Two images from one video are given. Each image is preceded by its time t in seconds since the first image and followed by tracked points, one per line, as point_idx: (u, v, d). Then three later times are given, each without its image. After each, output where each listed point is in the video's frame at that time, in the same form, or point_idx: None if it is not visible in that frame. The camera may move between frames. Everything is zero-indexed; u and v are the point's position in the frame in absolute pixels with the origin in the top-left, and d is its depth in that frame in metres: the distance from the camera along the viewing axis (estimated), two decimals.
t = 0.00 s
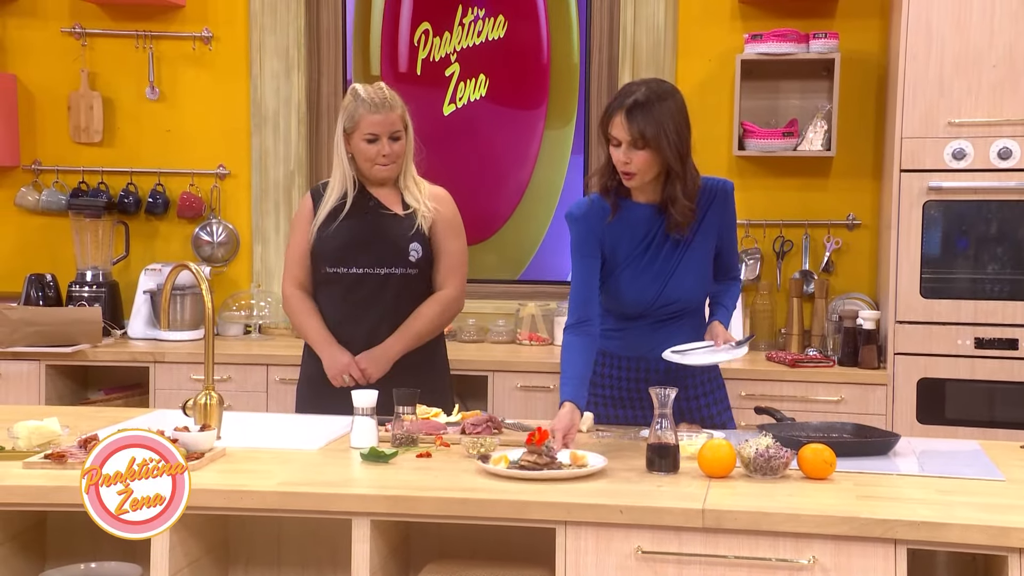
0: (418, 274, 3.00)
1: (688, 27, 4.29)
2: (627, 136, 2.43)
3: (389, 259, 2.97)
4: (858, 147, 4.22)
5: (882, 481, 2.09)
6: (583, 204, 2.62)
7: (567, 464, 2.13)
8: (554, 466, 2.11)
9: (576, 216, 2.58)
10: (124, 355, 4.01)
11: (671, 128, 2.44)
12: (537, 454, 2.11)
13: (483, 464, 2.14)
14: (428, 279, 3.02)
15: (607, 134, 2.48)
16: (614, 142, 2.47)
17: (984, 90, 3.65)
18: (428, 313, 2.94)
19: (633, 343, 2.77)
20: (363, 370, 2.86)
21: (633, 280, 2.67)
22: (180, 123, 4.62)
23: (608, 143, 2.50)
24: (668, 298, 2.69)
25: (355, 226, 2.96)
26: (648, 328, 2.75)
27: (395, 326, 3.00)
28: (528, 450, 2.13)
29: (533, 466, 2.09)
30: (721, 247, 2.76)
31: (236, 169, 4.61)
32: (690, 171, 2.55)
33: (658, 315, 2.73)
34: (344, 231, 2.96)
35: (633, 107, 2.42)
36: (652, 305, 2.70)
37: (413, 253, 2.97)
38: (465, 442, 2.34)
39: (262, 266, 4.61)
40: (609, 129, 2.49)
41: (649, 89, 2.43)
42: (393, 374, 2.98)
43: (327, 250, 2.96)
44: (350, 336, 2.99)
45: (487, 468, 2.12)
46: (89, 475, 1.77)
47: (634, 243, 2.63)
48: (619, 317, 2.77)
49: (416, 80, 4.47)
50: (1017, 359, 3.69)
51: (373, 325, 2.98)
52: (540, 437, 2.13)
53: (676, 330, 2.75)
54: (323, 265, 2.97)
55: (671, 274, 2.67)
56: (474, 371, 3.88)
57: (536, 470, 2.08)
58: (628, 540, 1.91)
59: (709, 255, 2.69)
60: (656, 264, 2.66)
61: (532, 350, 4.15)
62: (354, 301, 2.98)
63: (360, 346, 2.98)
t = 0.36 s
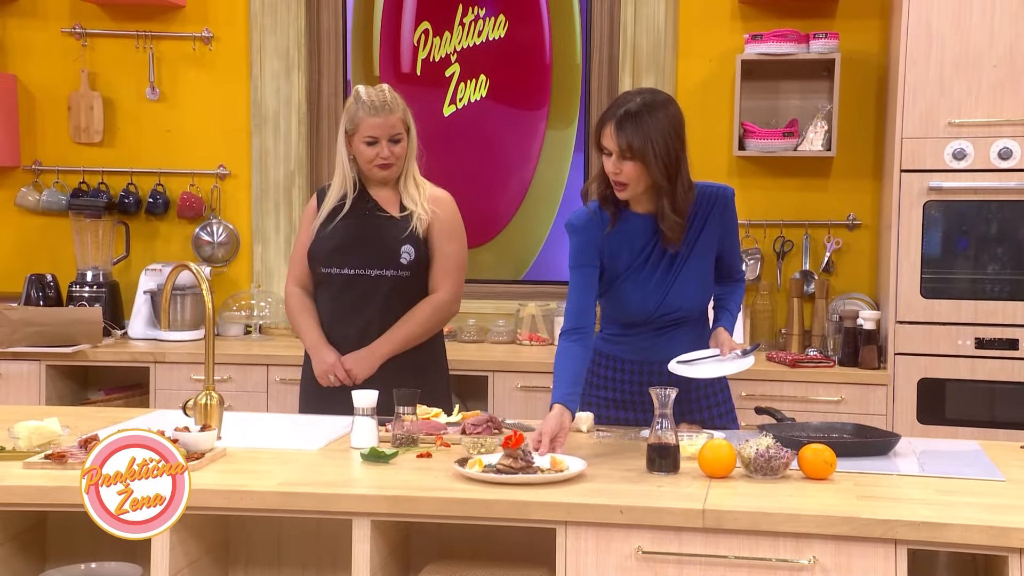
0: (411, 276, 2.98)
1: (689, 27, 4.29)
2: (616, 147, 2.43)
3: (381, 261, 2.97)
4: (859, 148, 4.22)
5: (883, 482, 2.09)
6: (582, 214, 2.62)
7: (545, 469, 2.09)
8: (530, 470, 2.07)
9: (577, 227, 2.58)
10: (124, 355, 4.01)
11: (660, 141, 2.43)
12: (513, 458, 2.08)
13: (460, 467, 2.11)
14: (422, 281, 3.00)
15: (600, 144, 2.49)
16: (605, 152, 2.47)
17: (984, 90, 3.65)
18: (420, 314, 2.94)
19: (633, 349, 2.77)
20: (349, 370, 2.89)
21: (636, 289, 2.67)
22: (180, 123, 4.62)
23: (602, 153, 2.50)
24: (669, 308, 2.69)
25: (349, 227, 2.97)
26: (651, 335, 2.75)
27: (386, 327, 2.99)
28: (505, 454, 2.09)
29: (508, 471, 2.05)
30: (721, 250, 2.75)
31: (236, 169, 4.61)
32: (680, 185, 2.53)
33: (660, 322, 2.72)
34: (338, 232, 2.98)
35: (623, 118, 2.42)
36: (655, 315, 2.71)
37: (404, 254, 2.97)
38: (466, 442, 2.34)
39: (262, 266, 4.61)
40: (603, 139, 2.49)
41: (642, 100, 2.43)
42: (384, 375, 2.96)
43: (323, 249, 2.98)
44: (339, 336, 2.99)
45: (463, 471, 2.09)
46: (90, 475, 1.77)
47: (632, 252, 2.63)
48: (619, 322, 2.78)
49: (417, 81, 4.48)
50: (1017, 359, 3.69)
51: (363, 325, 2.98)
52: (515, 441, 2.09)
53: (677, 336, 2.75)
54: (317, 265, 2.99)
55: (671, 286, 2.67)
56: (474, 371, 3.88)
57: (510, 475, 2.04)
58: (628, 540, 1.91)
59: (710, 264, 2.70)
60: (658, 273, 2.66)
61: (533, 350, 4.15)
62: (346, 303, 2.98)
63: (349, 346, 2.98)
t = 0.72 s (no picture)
0: (427, 278, 3.01)
1: (689, 26, 4.29)
2: (613, 150, 2.42)
3: (401, 262, 2.97)
4: (860, 148, 4.22)
5: (884, 482, 2.09)
6: (584, 218, 2.61)
7: (531, 471, 2.08)
8: (515, 473, 2.06)
9: (577, 230, 2.59)
10: (124, 355, 4.01)
11: (657, 143, 2.43)
12: (499, 460, 2.07)
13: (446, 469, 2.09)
14: (434, 283, 3.04)
15: (597, 149, 2.48)
16: (603, 157, 2.47)
17: (985, 91, 3.65)
18: (435, 316, 2.96)
19: (635, 350, 2.77)
20: (375, 372, 2.87)
21: (638, 292, 2.67)
22: (180, 123, 4.62)
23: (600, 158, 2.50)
24: (670, 310, 2.69)
25: (365, 228, 2.96)
26: (653, 336, 2.75)
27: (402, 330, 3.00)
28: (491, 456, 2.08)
29: (493, 473, 2.04)
30: (722, 250, 2.75)
31: (237, 169, 4.61)
32: (679, 187, 2.52)
33: (663, 324, 2.72)
34: (352, 233, 2.95)
35: (619, 121, 2.42)
36: (657, 317, 2.70)
37: (423, 257, 2.99)
38: (467, 442, 2.34)
39: (262, 266, 4.61)
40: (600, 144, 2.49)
41: (638, 103, 2.43)
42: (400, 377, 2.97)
43: (340, 251, 2.95)
44: (358, 338, 2.98)
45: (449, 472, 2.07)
46: (89, 475, 1.76)
47: (634, 255, 2.63)
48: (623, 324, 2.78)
49: (417, 81, 4.48)
50: (1018, 359, 3.68)
51: (384, 326, 2.98)
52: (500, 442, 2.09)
53: (680, 338, 2.74)
54: (333, 266, 2.97)
55: (673, 288, 2.67)
56: (475, 371, 3.88)
57: (494, 477, 2.03)
58: (629, 541, 1.90)
59: (710, 267, 2.69)
60: (660, 276, 2.66)
61: (534, 351, 4.15)
62: (364, 304, 2.97)
63: (369, 348, 2.98)
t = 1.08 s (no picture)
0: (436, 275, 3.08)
1: (690, 25, 4.28)
2: (617, 142, 2.46)
3: (429, 261, 3.01)
4: (861, 147, 4.21)
5: (886, 483, 2.07)
6: (585, 214, 2.65)
7: (531, 471, 2.07)
8: (515, 473, 2.05)
9: (577, 226, 2.63)
10: (124, 355, 4.00)
11: (661, 136, 2.46)
12: (499, 460, 2.06)
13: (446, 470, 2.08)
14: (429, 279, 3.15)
15: (600, 142, 2.52)
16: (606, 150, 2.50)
17: (987, 89, 3.64)
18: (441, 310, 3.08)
19: (636, 349, 2.75)
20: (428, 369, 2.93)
21: (638, 290, 2.67)
22: (179, 122, 4.61)
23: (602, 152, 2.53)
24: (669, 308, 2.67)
25: (399, 228, 2.93)
26: (651, 334, 2.74)
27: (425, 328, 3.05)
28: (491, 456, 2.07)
29: (494, 473, 2.03)
30: (724, 250, 2.75)
31: (237, 169, 4.59)
32: (682, 180, 2.55)
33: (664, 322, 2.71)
34: (386, 231, 2.91)
35: (623, 114, 2.45)
36: (656, 314, 2.69)
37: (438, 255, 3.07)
38: (467, 442, 2.32)
39: (262, 266, 4.60)
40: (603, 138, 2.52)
41: (642, 97, 2.47)
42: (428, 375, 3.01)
43: (380, 251, 2.90)
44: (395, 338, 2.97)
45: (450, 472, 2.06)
46: (90, 475, 1.75)
47: (633, 253, 2.64)
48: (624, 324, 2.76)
49: (418, 80, 4.47)
50: (1021, 359, 3.67)
51: (417, 325, 3.01)
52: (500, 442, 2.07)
53: (681, 336, 2.73)
54: (372, 267, 2.91)
55: (672, 286, 2.66)
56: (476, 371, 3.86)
57: (494, 477, 2.02)
58: (630, 542, 1.89)
59: (711, 263, 2.69)
60: (660, 273, 2.66)
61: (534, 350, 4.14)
62: (401, 304, 2.97)
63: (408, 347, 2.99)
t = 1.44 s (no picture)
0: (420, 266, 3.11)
1: (691, 24, 4.27)
2: (616, 131, 2.47)
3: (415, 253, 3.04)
4: (862, 146, 4.20)
5: (888, 483, 2.06)
6: (581, 208, 2.67)
7: (531, 472, 2.06)
8: (515, 474, 2.03)
9: (574, 221, 2.65)
10: (123, 355, 3.99)
11: (659, 127, 2.47)
12: (499, 461, 2.05)
13: (445, 470, 2.07)
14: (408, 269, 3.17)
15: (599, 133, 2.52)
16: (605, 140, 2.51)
17: (989, 88, 3.63)
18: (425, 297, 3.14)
19: (633, 349, 2.74)
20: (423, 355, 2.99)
21: (633, 287, 2.66)
22: (178, 121, 4.60)
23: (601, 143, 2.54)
24: (664, 305, 2.66)
25: (392, 223, 2.94)
26: (649, 333, 2.72)
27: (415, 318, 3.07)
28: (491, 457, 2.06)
29: (494, 474, 2.02)
30: (722, 249, 2.73)
31: (236, 168, 4.58)
32: (680, 174, 2.55)
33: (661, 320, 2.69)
34: (381, 224, 2.92)
35: (623, 104, 2.47)
36: (651, 312, 2.67)
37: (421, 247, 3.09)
38: (466, 442, 2.31)
39: (261, 266, 4.59)
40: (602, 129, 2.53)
41: (642, 89, 2.48)
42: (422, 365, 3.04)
43: (378, 247, 2.91)
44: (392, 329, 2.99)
45: (449, 472, 2.05)
46: (90, 475, 1.74)
47: (628, 250, 2.64)
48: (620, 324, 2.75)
49: (418, 79, 4.46)
50: (1023, 359, 3.66)
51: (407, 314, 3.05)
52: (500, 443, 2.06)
53: (678, 336, 2.71)
54: (370, 263, 2.92)
55: (667, 283, 2.66)
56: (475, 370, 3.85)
57: (494, 477, 2.00)
58: (631, 542, 1.88)
59: (708, 260, 2.68)
60: (656, 270, 2.65)
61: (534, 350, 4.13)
62: (395, 296, 2.99)
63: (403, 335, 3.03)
